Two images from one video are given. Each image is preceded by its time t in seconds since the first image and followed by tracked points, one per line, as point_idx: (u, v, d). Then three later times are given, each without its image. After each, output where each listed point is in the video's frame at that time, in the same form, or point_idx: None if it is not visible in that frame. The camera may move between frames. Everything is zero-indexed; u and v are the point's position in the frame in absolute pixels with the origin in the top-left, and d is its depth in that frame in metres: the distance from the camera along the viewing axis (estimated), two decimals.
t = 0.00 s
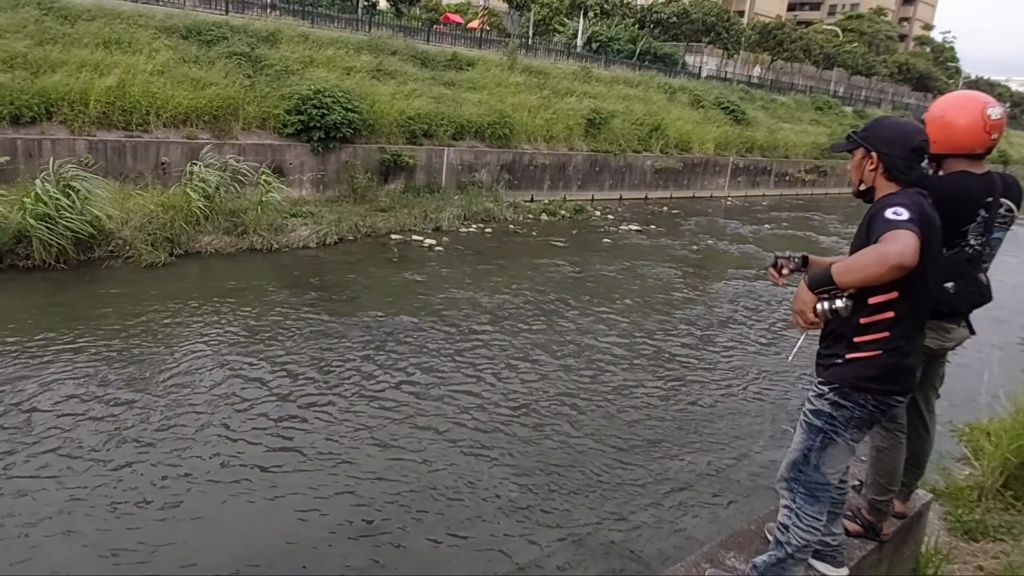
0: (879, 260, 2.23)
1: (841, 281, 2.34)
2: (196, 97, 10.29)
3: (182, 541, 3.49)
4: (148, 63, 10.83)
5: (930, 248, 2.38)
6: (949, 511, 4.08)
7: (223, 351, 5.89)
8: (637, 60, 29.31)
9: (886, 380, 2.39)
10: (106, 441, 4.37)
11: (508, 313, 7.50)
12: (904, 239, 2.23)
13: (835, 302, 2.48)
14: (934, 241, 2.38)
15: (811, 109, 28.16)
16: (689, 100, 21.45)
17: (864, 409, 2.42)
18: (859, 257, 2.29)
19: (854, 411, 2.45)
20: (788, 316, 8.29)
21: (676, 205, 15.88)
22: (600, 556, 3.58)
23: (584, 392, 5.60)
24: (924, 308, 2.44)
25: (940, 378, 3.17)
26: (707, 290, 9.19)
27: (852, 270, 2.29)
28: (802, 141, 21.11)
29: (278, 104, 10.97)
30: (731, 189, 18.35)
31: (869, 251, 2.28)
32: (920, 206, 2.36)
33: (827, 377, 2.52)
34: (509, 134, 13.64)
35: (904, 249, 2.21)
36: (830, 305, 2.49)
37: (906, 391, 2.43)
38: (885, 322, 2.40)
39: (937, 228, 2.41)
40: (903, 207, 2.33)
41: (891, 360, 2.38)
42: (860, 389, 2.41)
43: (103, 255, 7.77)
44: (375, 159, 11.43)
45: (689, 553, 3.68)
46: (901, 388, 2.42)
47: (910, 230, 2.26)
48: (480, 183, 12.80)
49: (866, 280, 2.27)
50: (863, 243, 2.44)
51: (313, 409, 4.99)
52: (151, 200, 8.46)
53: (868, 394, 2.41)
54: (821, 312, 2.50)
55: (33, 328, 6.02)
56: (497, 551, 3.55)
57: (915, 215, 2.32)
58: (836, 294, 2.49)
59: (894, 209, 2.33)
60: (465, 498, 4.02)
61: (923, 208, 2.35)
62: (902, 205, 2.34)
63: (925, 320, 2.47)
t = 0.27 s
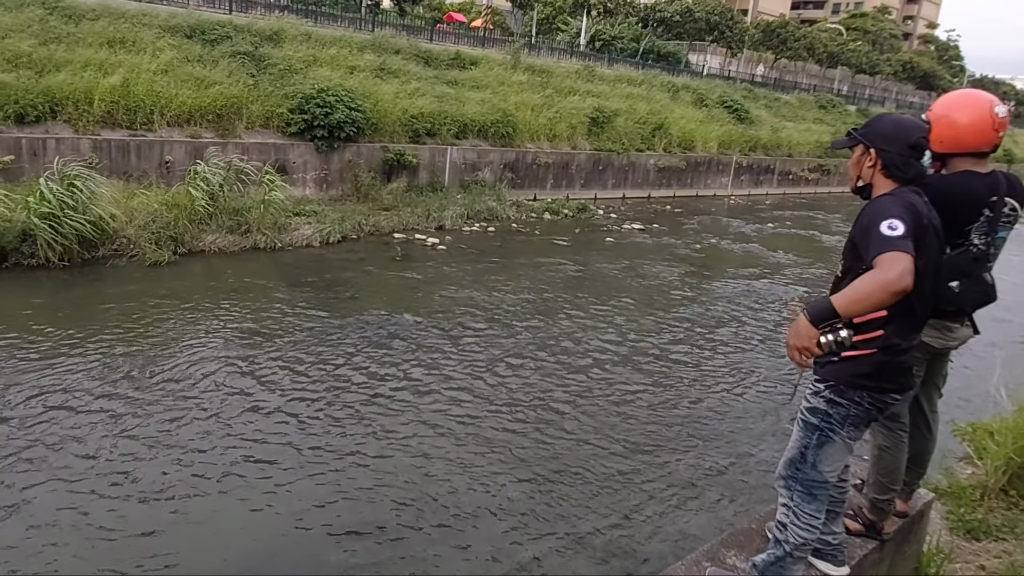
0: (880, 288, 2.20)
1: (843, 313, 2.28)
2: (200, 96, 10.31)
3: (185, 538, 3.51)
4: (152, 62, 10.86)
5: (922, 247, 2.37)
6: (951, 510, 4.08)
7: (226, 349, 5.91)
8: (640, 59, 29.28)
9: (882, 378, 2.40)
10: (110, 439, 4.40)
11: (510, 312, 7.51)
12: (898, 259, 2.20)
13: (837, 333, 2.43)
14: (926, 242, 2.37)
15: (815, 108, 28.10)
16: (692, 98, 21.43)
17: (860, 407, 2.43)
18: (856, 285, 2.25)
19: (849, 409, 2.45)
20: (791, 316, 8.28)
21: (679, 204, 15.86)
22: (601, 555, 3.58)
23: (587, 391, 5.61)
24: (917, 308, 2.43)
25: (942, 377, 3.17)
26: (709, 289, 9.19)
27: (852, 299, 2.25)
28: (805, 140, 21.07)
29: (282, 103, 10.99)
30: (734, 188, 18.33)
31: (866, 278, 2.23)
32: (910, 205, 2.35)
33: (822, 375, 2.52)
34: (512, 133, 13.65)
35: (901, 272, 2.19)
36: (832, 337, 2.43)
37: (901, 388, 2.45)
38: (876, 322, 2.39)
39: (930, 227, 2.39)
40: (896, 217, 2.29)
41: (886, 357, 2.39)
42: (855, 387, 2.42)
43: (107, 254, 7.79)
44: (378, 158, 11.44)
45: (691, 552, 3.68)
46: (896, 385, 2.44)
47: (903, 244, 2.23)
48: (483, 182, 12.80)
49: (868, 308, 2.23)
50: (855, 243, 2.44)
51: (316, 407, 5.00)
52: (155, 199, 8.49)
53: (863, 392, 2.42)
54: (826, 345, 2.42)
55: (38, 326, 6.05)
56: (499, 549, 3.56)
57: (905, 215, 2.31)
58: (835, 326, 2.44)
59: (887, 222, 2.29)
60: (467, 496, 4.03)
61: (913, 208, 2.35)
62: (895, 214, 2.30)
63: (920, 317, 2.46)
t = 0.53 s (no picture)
0: (875, 296, 2.20)
1: (842, 327, 2.27)
2: (205, 94, 10.34)
3: (190, 534, 3.52)
4: (156, 60, 10.88)
5: (921, 241, 2.36)
6: (956, 507, 4.07)
7: (231, 346, 5.93)
8: (645, 56, 29.21)
9: (882, 373, 2.42)
10: (115, 435, 4.41)
11: (515, 309, 7.51)
12: (892, 267, 2.20)
13: (842, 348, 2.36)
14: (924, 238, 2.36)
15: (820, 104, 28.01)
16: (697, 95, 21.38)
17: (860, 402, 2.44)
18: (852, 295, 2.25)
19: (849, 404, 2.45)
20: (796, 313, 8.27)
21: (684, 201, 15.83)
22: (605, 551, 3.59)
23: (591, 388, 5.61)
24: (913, 304, 2.42)
25: (947, 374, 3.17)
26: (714, 286, 9.17)
27: (847, 311, 2.25)
28: (810, 137, 21.00)
29: (286, 100, 11.00)
30: (739, 184, 18.28)
31: (860, 288, 2.24)
32: (907, 199, 2.34)
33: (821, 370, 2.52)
34: (516, 130, 13.64)
35: (891, 278, 2.20)
36: (838, 353, 2.36)
37: (902, 382, 2.46)
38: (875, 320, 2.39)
39: (928, 223, 2.38)
40: (890, 218, 2.28)
41: (886, 352, 2.41)
42: (855, 382, 2.43)
43: (113, 252, 7.82)
44: (382, 155, 11.45)
45: (694, 548, 3.68)
46: (896, 379, 2.44)
47: (897, 247, 2.22)
48: (487, 179, 12.80)
49: (862, 318, 2.23)
50: (851, 239, 2.44)
51: (321, 404, 5.02)
52: (160, 196, 8.51)
53: (862, 386, 2.43)
54: (831, 361, 2.36)
55: (44, 324, 6.08)
56: (503, 545, 3.57)
57: (899, 210, 2.30)
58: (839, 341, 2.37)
59: (879, 224, 2.28)
60: (471, 492, 4.03)
61: (909, 203, 2.33)
62: (888, 215, 2.28)
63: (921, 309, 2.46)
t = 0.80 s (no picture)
0: (871, 298, 2.22)
1: (840, 331, 2.28)
2: (207, 91, 10.34)
3: (191, 531, 3.53)
4: (158, 57, 10.88)
5: (918, 235, 2.36)
6: (958, 504, 4.06)
7: (233, 343, 5.94)
8: (647, 53, 29.15)
9: (878, 369, 2.42)
10: (117, 432, 4.42)
11: (516, 306, 7.51)
12: (887, 267, 2.21)
13: (844, 352, 2.36)
14: (921, 232, 2.36)
15: (823, 101, 27.95)
16: (699, 92, 21.34)
17: (856, 397, 2.43)
18: (849, 297, 2.26)
19: (845, 399, 2.45)
20: (798, 310, 8.26)
21: (685, 198, 15.81)
22: (606, 548, 3.59)
23: (593, 385, 5.61)
24: (911, 299, 2.43)
25: (950, 371, 3.16)
26: (716, 283, 9.16)
27: (844, 313, 2.27)
28: (813, 134, 20.96)
29: (288, 98, 11.00)
30: (741, 181, 18.25)
31: (854, 290, 2.25)
32: (904, 195, 2.33)
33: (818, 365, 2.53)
34: (518, 127, 13.63)
35: (885, 278, 2.21)
36: (840, 356, 2.36)
37: (900, 378, 2.45)
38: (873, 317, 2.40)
39: (925, 218, 2.37)
40: (884, 215, 2.27)
41: (882, 347, 2.41)
42: (851, 377, 2.43)
43: (114, 249, 7.83)
44: (383, 152, 11.44)
45: (696, 544, 3.68)
46: (894, 374, 2.44)
47: (892, 246, 2.23)
48: (488, 177, 12.79)
49: (858, 318, 2.25)
50: (847, 233, 2.44)
51: (323, 401, 5.02)
52: (161, 194, 8.52)
53: (858, 382, 2.43)
54: (834, 366, 2.35)
55: (46, 321, 6.09)
56: (504, 542, 3.57)
57: (896, 206, 2.29)
58: (840, 345, 2.37)
59: (874, 223, 2.28)
60: (473, 489, 4.04)
61: (906, 198, 2.32)
62: (882, 213, 2.28)
63: (919, 302, 2.47)
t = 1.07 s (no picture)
0: (866, 296, 2.22)
1: (839, 332, 2.28)
2: (208, 90, 10.34)
3: (193, 529, 3.53)
4: (159, 56, 10.87)
5: (909, 229, 2.37)
6: (960, 501, 4.06)
7: (234, 341, 5.94)
8: (648, 51, 29.10)
9: (871, 363, 2.43)
10: (119, 430, 4.43)
11: (517, 303, 7.50)
12: (879, 264, 2.22)
13: (849, 355, 2.35)
14: (912, 226, 2.37)
15: (824, 98, 27.89)
16: (700, 90, 21.31)
17: (849, 392, 2.44)
18: (844, 298, 2.27)
19: (839, 394, 2.45)
20: (800, 307, 8.25)
21: (687, 196, 15.79)
22: (608, 545, 3.59)
23: (594, 383, 5.61)
24: (906, 293, 2.44)
25: (952, 367, 3.15)
26: (717, 280, 9.15)
27: (841, 314, 2.26)
28: (815, 131, 20.92)
29: (289, 96, 10.99)
30: (743, 179, 18.22)
31: (849, 290, 2.26)
32: (893, 189, 2.34)
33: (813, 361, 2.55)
34: (519, 125, 13.61)
35: (878, 276, 2.22)
36: (846, 360, 2.35)
37: (894, 372, 2.45)
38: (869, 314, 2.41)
39: (915, 213, 2.38)
40: (873, 212, 2.28)
41: (873, 341, 2.42)
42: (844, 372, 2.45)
43: (116, 247, 7.83)
44: (385, 151, 11.43)
45: (697, 542, 3.68)
46: (889, 369, 2.44)
47: (882, 242, 2.24)
48: (489, 175, 12.78)
49: (855, 318, 2.25)
50: (839, 230, 2.44)
51: (324, 399, 5.02)
52: (163, 192, 8.53)
53: (852, 377, 2.45)
54: (842, 370, 2.33)
55: (48, 319, 6.10)
56: (504, 540, 3.57)
57: (885, 201, 2.30)
58: (845, 350, 2.36)
59: (863, 220, 2.29)
60: (474, 487, 4.04)
61: (895, 193, 2.33)
62: (871, 209, 2.29)
63: (916, 295, 2.48)
